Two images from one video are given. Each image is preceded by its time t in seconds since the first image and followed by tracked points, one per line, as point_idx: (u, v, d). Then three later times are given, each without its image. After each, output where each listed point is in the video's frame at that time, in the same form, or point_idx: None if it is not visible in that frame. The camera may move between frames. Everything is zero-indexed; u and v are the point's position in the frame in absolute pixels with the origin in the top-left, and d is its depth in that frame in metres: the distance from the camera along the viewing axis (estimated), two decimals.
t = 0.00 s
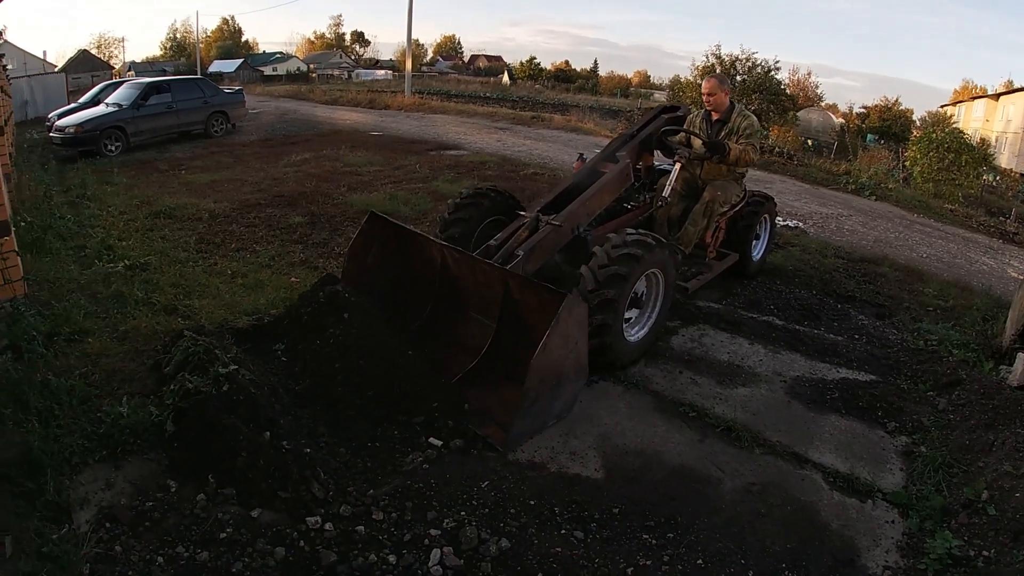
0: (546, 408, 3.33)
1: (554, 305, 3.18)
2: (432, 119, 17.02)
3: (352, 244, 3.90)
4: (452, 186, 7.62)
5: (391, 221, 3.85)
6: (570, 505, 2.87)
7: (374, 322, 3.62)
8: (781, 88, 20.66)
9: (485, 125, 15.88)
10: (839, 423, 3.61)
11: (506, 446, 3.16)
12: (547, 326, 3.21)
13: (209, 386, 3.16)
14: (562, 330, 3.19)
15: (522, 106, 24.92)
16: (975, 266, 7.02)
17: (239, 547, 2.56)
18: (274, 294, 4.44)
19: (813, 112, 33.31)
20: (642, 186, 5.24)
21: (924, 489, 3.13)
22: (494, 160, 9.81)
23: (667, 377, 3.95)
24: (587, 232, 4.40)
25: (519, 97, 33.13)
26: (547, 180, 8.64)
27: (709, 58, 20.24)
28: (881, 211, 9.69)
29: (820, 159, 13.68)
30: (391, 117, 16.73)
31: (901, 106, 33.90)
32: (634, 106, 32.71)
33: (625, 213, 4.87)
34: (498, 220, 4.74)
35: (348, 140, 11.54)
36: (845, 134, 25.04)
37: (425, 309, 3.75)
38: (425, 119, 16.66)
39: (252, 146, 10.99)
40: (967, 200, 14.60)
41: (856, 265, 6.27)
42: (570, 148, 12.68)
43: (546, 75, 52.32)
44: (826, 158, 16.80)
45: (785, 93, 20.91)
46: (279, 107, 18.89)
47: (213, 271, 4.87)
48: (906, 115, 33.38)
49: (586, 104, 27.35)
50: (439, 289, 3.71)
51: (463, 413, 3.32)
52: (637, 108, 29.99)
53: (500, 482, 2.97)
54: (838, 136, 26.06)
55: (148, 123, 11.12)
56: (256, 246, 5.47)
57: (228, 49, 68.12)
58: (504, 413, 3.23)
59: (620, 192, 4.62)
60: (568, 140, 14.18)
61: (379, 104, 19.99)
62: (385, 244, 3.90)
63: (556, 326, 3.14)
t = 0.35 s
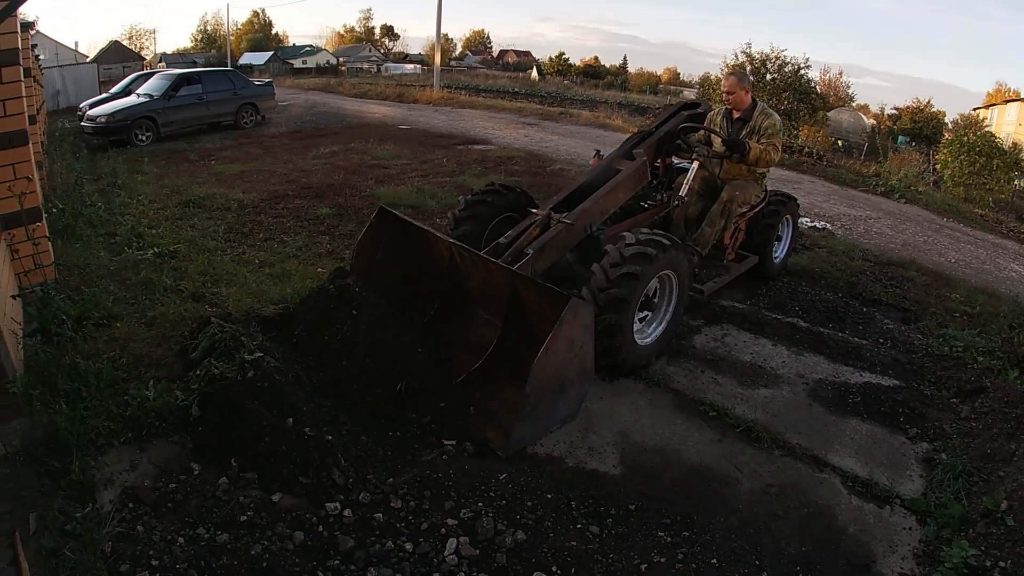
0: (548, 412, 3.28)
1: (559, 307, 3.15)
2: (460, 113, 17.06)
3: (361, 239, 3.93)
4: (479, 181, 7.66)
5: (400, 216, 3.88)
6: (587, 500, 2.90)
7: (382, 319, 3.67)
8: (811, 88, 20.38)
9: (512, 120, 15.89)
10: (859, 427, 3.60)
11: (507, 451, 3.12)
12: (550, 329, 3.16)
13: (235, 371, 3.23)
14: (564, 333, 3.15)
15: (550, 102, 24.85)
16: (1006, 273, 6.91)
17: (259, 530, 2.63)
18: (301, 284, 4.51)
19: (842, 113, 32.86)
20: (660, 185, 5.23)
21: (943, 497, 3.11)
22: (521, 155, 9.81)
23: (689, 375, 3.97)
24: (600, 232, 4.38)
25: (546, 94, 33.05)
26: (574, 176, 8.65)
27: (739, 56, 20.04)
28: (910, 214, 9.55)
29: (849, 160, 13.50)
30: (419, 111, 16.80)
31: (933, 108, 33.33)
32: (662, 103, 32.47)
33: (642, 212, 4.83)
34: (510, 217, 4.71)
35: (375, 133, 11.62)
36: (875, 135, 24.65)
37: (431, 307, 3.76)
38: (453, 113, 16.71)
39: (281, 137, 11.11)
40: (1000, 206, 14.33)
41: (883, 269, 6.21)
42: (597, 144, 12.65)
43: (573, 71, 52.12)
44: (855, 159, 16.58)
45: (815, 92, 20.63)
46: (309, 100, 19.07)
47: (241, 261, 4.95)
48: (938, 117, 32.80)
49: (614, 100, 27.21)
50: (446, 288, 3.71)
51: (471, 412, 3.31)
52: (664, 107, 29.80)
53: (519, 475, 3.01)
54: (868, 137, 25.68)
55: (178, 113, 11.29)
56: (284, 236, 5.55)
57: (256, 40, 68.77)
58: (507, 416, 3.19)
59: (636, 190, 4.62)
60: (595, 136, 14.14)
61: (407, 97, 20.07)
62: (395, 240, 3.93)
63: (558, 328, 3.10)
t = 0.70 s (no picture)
0: (549, 421, 3.19)
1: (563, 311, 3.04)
2: (483, 112, 17.12)
3: (368, 238, 3.88)
4: (502, 180, 7.70)
5: (406, 214, 3.80)
6: (606, 499, 2.91)
7: (388, 320, 3.63)
8: (836, 90, 20.19)
9: (535, 120, 15.92)
10: (880, 432, 3.58)
11: (505, 459, 3.04)
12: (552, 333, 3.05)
13: (260, 364, 3.30)
14: (564, 339, 3.05)
15: (574, 101, 24.83)
16: None
17: (280, 521, 2.67)
18: (324, 280, 4.57)
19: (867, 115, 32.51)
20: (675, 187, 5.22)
21: (962, 504, 3.07)
22: (544, 155, 9.83)
23: (710, 377, 3.97)
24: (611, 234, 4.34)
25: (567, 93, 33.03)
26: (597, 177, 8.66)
27: (764, 57, 19.91)
28: (935, 219, 9.44)
29: (874, 163, 13.37)
30: (443, 109, 16.89)
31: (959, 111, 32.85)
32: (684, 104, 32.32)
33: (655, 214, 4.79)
34: (520, 217, 4.70)
35: (398, 131, 11.71)
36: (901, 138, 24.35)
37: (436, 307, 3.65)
38: (476, 112, 16.77)
39: (305, 134, 11.24)
40: None
41: (907, 273, 6.16)
42: (620, 144, 12.64)
43: (598, 71, 52.10)
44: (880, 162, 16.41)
45: (840, 95, 20.45)
46: (333, 97, 19.25)
47: (266, 255, 5.02)
48: (965, 121, 32.32)
49: (637, 100, 27.11)
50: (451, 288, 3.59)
51: (473, 417, 3.18)
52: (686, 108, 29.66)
53: (538, 472, 3.03)
54: (893, 140, 25.39)
55: (204, 109, 11.44)
56: (309, 232, 5.62)
57: (280, 38, 69.38)
58: (505, 423, 3.07)
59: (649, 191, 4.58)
60: (618, 136, 14.13)
61: (430, 95, 20.18)
62: (401, 239, 3.85)
63: (558, 334, 3.01)
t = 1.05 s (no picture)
0: (550, 429, 3.07)
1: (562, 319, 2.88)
2: (508, 110, 17.16)
3: (372, 237, 3.82)
4: (526, 178, 7.73)
5: (406, 213, 3.71)
6: (626, 498, 2.92)
7: (394, 322, 3.62)
8: (863, 91, 19.95)
9: (558, 118, 15.92)
10: (902, 438, 3.55)
11: (503, 469, 2.94)
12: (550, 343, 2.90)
13: (284, 357, 3.38)
14: (565, 348, 2.91)
15: (599, 100, 24.76)
16: None
17: (301, 512, 2.71)
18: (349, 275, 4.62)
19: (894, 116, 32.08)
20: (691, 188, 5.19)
21: (983, 512, 3.03)
22: (568, 153, 9.84)
23: (732, 378, 3.96)
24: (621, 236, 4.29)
25: (590, 92, 32.97)
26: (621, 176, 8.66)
27: (790, 57, 19.71)
28: (962, 223, 9.30)
29: (901, 165, 13.20)
30: (468, 107, 16.95)
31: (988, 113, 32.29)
32: (708, 104, 32.10)
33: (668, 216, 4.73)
34: (528, 217, 4.71)
35: (422, 128, 11.78)
36: (928, 139, 24.02)
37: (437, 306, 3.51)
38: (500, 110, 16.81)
39: (330, 131, 11.35)
40: None
41: (933, 278, 6.08)
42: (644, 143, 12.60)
43: (622, 70, 51.93)
44: (907, 164, 16.20)
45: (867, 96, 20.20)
46: (358, 95, 19.41)
47: (292, 250, 5.09)
48: (994, 123, 31.75)
49: (661, 99, 26.98)
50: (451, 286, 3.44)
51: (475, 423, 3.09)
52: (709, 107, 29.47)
53: (559, 470, 3.05)
54: (920, 142, 25.02)
55: (230, 105, 11.59)
56: (333, 227, 5.68)
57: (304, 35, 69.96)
58: (503, 433, 2.96)
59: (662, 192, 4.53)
60: (641, 135, 14.09)
61: (454, 93, 20.26)
62: (403, 238, 3.74)
63: (559, 343, 2.87)
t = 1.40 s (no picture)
0: (555, 438, 3.04)
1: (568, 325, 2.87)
2: (538, 109, 17.17)
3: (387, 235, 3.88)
4: (556, 177, 7.75)
5: (419, 212, 3.76)
6: (650, 500, 2.94)
7: (403, 320, 3.64)
8: (897, 96, 19.63)
9: (588, 118, 15.90)
10: (929, 448, 3.52)
11: (504, 477, 2.92)
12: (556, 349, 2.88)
13: (314, 349, 3.45)
14: (571, 354, 2.88)
15: (630, 100, 24.65)
16: None
17: (327, 502, 2.77)
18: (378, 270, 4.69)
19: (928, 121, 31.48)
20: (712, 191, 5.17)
21: (1008, 524, 2.99)
22: (598, 153, 9.83)
23: (760, 383, 3.95)
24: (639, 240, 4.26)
25: (618, 91, 32.82)
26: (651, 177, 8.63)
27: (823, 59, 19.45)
28: (996, 232, 9.13)
29: (935, 172, 12.98)
30: (499, 106, 17.00)
31: None
32: (738, 105, 31.78)
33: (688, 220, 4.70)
34: (546, 217, 4.73)
35: (451, 126, 11.84)
36: (962, 145, 23.59)
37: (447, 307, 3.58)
38: (530, 109, 16.83)
39: (360, 127, 11.47)
40: None
41: (964, 287, 5.99)
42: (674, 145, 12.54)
43: (651, 71, 51.66)
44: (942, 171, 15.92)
45: (901, 100, 19.87)
46: (388, 91, 19.55)
47: (322, 245, 5.16)
48: None
49: (691, 100, 26.77)
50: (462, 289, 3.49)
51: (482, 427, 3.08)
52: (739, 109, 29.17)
53: (584, 469, 3.08)
54: (955, 148, 24.55)
55: (263, 100, 11.75)
56: (363, 224, 5.75)
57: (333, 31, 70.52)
58: (506, 439, 2.94)
59: (682, 195, 4.51)
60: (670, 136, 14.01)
61: (484, 92, 20.32)
62: (416, 236, 3.81)
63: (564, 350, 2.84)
